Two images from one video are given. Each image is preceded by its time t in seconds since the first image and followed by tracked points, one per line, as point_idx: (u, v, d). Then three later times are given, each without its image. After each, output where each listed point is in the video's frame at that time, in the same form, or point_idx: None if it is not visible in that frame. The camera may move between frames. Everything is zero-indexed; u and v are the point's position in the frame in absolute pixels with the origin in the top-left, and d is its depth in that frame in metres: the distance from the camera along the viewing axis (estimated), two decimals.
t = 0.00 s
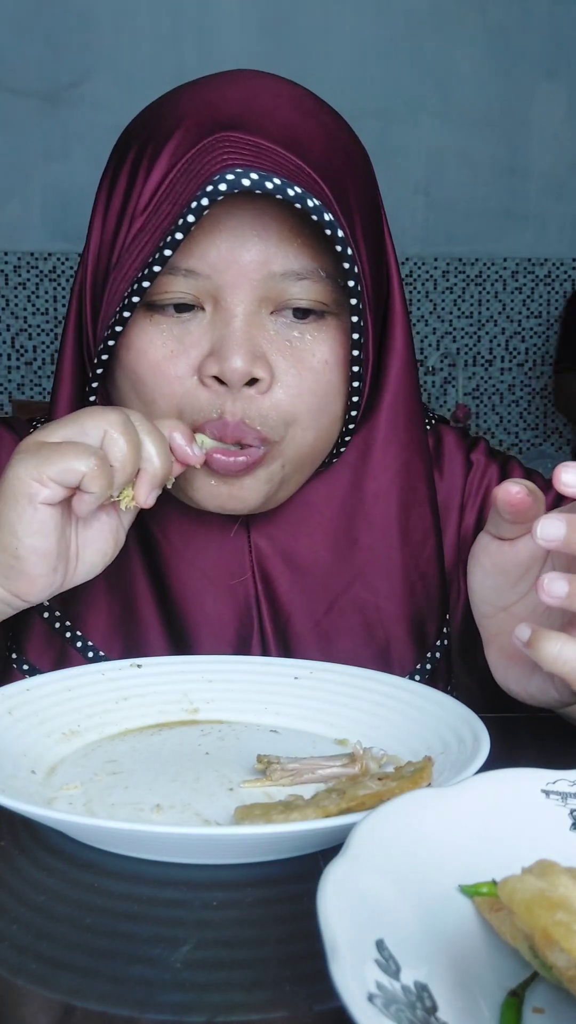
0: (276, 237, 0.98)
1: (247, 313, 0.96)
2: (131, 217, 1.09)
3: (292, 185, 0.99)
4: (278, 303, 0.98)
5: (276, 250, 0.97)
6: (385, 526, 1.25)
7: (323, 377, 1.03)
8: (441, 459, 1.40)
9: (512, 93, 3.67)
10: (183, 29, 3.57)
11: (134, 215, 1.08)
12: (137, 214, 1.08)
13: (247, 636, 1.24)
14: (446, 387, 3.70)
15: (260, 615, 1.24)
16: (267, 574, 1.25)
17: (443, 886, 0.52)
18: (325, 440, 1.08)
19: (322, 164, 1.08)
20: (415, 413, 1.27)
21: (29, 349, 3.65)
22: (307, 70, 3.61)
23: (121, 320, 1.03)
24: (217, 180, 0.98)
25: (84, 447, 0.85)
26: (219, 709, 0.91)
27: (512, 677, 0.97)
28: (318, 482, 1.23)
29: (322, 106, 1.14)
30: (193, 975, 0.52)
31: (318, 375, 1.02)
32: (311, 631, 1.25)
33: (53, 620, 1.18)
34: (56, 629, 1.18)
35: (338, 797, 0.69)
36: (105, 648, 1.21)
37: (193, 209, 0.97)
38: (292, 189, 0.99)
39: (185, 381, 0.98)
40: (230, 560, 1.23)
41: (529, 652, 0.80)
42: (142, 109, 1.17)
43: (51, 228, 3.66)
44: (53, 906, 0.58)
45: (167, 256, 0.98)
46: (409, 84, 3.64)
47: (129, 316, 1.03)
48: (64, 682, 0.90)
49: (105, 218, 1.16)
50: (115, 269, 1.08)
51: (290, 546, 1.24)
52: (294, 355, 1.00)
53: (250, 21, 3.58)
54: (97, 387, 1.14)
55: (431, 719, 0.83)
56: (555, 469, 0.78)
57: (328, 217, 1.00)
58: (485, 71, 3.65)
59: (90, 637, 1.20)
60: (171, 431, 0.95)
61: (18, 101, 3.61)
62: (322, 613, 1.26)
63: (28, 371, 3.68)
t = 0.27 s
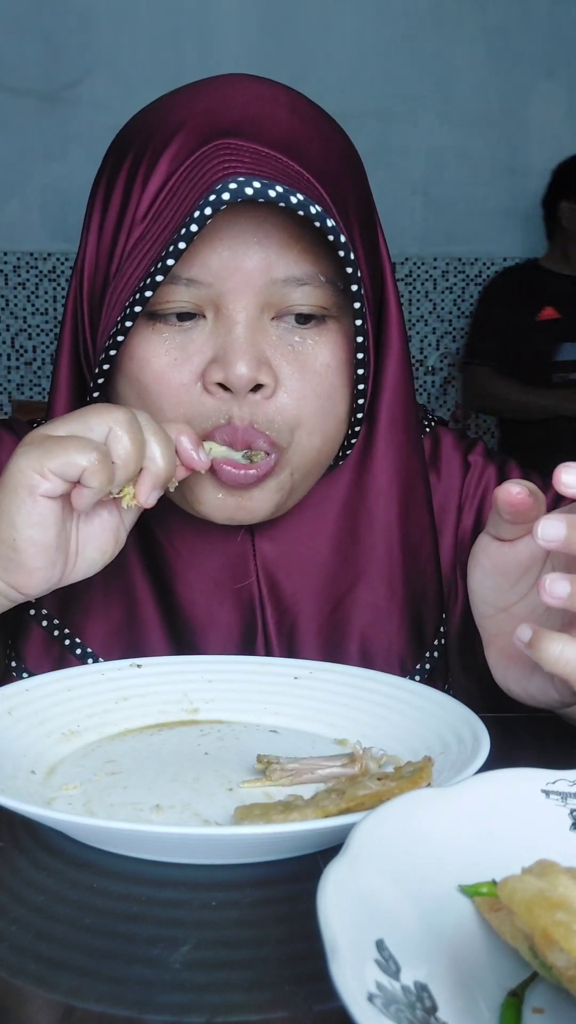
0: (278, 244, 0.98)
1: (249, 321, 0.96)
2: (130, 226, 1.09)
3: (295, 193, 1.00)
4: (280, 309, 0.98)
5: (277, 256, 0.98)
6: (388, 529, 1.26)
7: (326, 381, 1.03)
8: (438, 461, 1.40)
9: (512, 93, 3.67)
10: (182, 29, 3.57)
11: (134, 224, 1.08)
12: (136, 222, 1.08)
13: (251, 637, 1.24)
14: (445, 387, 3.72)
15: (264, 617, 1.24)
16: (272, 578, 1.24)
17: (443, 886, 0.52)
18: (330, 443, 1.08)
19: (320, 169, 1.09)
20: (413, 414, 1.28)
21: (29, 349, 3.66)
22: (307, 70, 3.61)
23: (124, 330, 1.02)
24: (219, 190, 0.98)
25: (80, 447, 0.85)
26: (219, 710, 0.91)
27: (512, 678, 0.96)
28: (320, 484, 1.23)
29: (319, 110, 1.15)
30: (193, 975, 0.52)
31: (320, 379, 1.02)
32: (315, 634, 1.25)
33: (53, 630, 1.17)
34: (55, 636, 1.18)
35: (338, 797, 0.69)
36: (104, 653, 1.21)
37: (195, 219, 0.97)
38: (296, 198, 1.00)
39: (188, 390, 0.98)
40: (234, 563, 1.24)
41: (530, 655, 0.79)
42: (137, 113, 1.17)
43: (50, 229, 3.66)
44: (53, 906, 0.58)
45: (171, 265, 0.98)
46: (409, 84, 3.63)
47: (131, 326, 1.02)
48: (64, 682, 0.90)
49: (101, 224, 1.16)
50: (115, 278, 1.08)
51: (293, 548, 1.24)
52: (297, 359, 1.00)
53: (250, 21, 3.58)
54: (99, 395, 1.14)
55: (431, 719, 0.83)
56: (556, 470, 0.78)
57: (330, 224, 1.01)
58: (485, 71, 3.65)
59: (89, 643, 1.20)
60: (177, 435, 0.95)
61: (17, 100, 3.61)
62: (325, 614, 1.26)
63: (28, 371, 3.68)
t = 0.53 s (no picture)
0: (280, 246, 0.98)
1: (252, 322, 0.96)
2: (129, 228, 1.08)
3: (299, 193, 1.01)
4: (282, 310, 0.98)
5: (280, 258, 0.98)
6: (386, 531, 1.26)
7: (328, 381, 1.03)
8: (438, 462, 1.40)
9: (512, 93, 3.67)
10: (182, 29, 3.57)
11: (133, 225, 1.07)
12: (135, 224, 1.08)
13: (249, 639, 1.24)
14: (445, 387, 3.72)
15: (263, 619, 1.24)
16: (271, 579, 1.25)
17: (442, 886, 0.52)
18: (332, 443, 1.09)
19: (319, 169, 1.09)
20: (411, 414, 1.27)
21: (29, 349, 3.68)
22: (306, 70, 3.61)
23: (126, 331, 1.02)
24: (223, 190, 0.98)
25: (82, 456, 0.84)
26: (219, 710, 0.91)
27: (511, 681, 0.96)
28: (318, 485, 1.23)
29: (318, 110, 1.14)
30: (193, 976, 0.52)
31: (322, 382, 1.03)
32: (314, 636, 1.25)
33: (50, 633, 1.18)
34: (52, 641, 1.18)
35: (338, 797, 0.69)
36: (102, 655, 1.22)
37: (200, 219, 0.97)
38: (301, 198, 1.00)
39: (191, 390, 0.98)
40: (234, 565, 1.24)
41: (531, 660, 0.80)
42: (135, 112, 1.16)
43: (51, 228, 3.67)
44: (53, 906, 0.58)
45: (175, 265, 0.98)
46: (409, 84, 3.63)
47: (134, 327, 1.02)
48: (64, 683, 0.90)
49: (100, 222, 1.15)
50: (114, 280, 1.08)
51: (292, 549, 1.24)
52: (300, 359, 1.00)
53: (250, 21, 3.58)
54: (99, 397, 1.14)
55: (431, 719, 0.83)
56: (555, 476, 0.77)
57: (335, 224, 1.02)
58: (486, 71, 3.65)
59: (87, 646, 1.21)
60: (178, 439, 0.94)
61: (17, 100, 3.61)
62: (324, 616, 1.26)
63: (28, 371, 3.72)
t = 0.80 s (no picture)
0: (279, 249, 0.98)
1: (250, 324, 0.96)
2: (129, 228, 1.08)
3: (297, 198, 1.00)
4: (281, 316, 0.98)
5: (279, 262, 0.98)
6: (386, 531, 1.25)
7: (327, 382, 1.04)
8: (438, 462, 1.40)
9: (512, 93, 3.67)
10: (182, 29, 3.56)
11: (133, 225, 1.07)
12: (135, 224, 1.08)
13: (249, 640, 1.24)
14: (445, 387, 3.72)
15: (262, 619, 1.24)
16: (270, 580, 1.25)
17: (443, 886, 0.52)
18: (330, 444, 1.09)
19: (320, 172, 1.09)
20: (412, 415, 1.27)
21: (29, 349, 3.70)
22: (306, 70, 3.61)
23: (123, 333, 1.02)
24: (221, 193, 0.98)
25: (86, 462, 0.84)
26: (218, 709, 0.91)
27: (512, 678, 0.96)
28: (317, 485, 1.23)
29: (321, 111, 1.14)
30: (193, 975, 0.52)
31: (321, 383, 1.03)
32: (313, 636, 1.25)
33: (53, 632, 1.18)
34: (54, 639, 1.18)
35: (338, 797, 0.69)
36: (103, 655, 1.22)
37: (197, 223, 0.97)
38: (298, 202, 1.00)
39: (188, 391, 0.98)
40: (233, 566, 1.24)
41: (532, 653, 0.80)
42: (138, 112, 1.16)
43: (51, 228, 3.67)
44: (53, 906, 0.58)
45: (172, 268, 0.98)
46: (409, 85, 3.63)
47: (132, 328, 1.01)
48: (64, 683, 0.90)
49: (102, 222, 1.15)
50: (114, 280, 1.08)
51: (291, 550, 1.24)
52: (298, 360, 1.00)
53: (250, 21, 3.58)
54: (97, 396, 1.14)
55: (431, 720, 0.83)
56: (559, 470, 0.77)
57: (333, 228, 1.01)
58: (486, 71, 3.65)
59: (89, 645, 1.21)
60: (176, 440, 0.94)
61: (17, 100, 3.62)
62: (323, 617, 1.26)
63: (28, 371, 3.73)
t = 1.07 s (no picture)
0: (282, 252, 0.98)
1: (252, 324, 0.96)
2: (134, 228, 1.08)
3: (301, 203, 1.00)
4: (282, 319, 0.98)
5: (281, 265, 0.98)
6: (387, 533, 1.25)
7: (329, 384, 1.03)
8: (439, 463, 1.40)
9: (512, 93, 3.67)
10: (182, 28, 3.56)
11: (139, 224, 1.07)
12: (140, 223, 1.07)
13: (251, 640, 1.24)
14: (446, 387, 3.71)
15: (264, 619, 1.25)
16: (273, 582, 1.25)
17: (443, 885, 0.52)
18: (331, 448, 1.08)
19: (325, 171, 1.08)
20: (416, 418, 1.26)
21: (29, 349, 3.67)
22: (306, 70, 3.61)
23: (123, 333, 1.03)
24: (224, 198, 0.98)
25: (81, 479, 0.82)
26: (219, 709, 0.91)
27: (513, 676, 0.96)
28: (321, 487, 1.23)
29: (324, 112, 1.14)
30: (193, 975, 0.52)
31: (325, 384, 1.03)
32: (313, 638, 1.25)
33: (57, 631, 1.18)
34: (58, 636, 1.18)
35: (338, 797, 0.68)
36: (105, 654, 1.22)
37: (200, 224, 0.98)
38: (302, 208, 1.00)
39: (186, 389, 0.98)
40: (237, 567, 1.24)
41: (534, 651, 0.80)
42: (146, 111, 1.17)
43: (50, 228, 3.66)
44: (53, 907, 0.58)
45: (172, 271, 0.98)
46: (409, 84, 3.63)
47: (132, 328, 1.02)
48: (64, 682, 0.90)
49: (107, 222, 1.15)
50: (119, 279, 1.08)
51: (294, 552, 1.24)
52: (300, 361, 0.99)
53: (250, 21, 3.58)
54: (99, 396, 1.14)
55: (431, 720, 0.83)
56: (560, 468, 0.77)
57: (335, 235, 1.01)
58: (485, 70, 3.65)
59: (91, 644, 1.21)
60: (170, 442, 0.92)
61: (17, 100, 3.61)
62: (325, 619, 1.26)
63: (28, 371, 3.69)
